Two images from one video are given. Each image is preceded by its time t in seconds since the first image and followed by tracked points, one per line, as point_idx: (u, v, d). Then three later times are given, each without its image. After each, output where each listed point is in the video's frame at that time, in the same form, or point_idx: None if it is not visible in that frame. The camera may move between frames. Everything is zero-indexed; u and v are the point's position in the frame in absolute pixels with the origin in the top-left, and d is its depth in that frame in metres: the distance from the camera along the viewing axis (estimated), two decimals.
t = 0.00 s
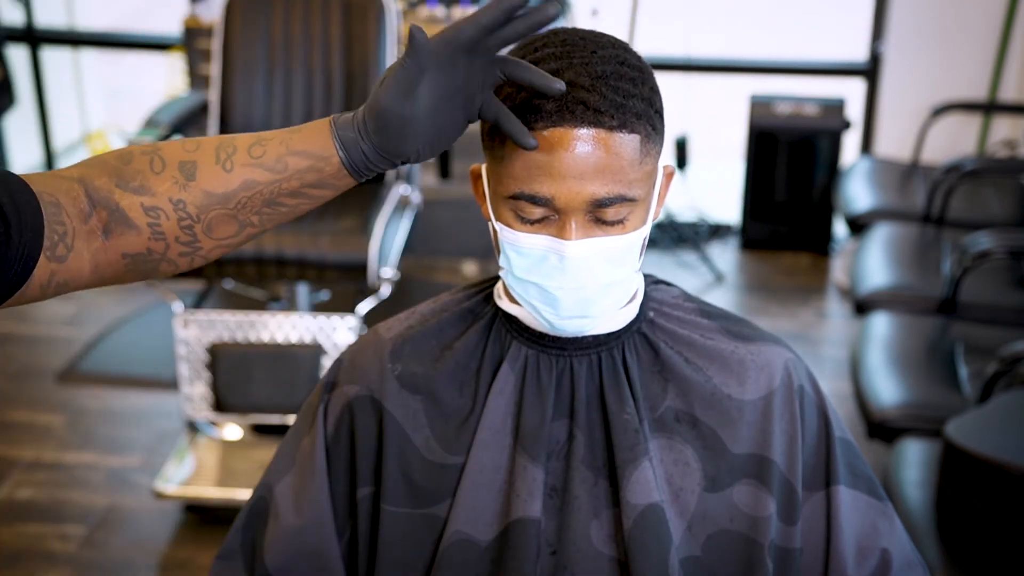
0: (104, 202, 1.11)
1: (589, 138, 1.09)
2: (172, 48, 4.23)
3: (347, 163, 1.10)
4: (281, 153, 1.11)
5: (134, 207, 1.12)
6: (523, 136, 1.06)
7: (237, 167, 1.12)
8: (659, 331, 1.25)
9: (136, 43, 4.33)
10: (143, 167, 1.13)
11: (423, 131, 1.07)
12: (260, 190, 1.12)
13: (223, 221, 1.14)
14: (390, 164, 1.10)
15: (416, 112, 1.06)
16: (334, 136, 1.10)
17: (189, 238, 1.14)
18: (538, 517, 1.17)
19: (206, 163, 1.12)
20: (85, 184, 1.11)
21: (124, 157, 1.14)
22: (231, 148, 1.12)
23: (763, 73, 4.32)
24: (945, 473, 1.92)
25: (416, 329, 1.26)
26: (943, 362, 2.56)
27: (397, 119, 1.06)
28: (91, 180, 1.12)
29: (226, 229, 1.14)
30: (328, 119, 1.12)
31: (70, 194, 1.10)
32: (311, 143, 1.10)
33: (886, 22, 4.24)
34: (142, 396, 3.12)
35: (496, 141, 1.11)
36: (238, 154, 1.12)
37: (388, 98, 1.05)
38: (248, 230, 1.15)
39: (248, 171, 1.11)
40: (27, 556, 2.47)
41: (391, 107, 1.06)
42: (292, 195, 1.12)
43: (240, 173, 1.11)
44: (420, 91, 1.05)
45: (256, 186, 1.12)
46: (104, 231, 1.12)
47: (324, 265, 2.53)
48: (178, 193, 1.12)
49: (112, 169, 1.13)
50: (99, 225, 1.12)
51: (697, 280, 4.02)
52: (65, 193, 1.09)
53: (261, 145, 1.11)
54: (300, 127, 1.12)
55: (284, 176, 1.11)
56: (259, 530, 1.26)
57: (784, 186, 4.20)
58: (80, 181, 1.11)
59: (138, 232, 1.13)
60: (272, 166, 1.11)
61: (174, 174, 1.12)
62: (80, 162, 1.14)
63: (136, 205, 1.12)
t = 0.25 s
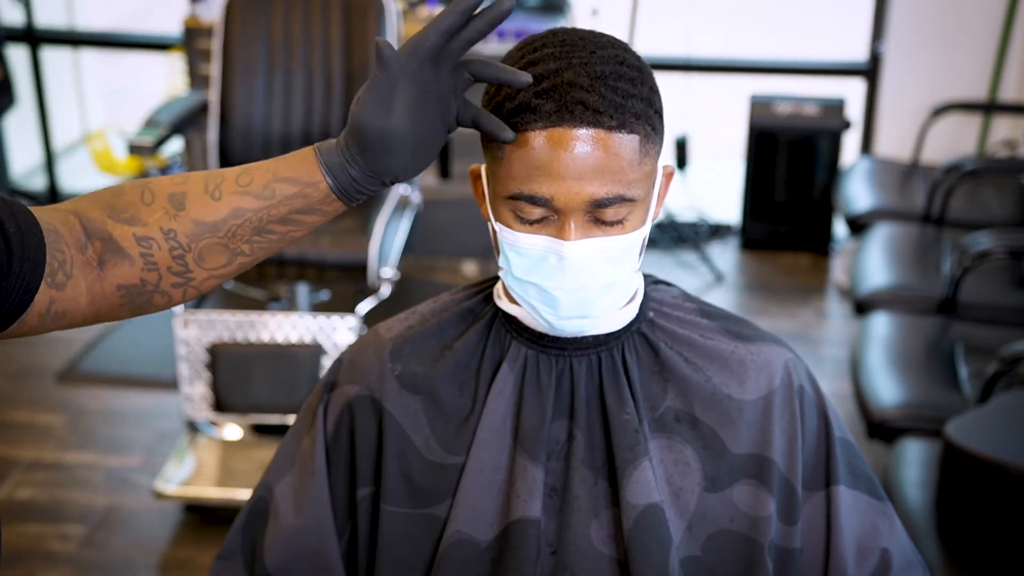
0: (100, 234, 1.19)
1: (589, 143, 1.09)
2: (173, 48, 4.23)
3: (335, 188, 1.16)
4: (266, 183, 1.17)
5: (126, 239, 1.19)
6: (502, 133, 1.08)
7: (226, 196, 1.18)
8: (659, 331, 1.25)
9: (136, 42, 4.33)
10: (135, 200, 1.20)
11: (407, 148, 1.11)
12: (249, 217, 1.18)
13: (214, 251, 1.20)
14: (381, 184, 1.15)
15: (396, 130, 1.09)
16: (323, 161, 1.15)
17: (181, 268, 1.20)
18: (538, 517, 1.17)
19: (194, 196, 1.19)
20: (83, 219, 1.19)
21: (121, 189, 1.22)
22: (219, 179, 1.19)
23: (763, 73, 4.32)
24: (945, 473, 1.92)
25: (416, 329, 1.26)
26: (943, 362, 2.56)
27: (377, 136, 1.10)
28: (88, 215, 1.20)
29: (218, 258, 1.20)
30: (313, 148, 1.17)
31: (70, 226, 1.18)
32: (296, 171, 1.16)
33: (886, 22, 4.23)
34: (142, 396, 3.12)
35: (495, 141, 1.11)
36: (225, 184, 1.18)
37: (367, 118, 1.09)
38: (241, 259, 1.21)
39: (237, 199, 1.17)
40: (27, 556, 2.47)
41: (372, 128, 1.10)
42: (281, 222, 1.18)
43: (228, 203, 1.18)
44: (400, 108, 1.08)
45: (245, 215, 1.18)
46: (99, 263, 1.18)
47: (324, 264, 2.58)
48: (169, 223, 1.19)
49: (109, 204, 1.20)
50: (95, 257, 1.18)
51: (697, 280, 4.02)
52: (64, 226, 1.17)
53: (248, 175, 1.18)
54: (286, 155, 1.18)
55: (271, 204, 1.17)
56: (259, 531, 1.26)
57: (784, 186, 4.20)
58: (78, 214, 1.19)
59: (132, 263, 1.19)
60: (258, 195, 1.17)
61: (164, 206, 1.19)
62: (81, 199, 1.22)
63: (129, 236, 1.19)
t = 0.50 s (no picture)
0: (102, 249, 1.19)
1: (591, 144, 1.09)
2: (173, 48, 4.23)
3: (336, 204, 1.18)
4: (266, 198, 1.19)
5: (128, 253, 1.20)
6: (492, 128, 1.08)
7: (226, 212, 1.20)
8: (660, 331, 1.25)
9: (136, 43, 4.32)
10: (136, 216, 1.21)
11: (403, 158, 1.13)
12: (249, 233, 1.20)
13: (215, 267, 1.21)
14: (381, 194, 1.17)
15: (395, 140, 1.11)
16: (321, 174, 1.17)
17: (183, 283, 1.22)
18: (538, 517, 1.17)
19: (195, 212, 1.21)
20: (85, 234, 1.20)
21: (121, 207, 1.23)
22: (220, 195, 1.21)
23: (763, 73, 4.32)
24: (945, 473, 1.92)
25: (417, 329, 1.26)
26: (943, 362, 2.56)
27: (376, 146, 1.12)
28: (90, 230, 1.21)
29: (219, 274, 1.22)
30: (312, 163, 1.19)
31: (74, 241, 1.18)
32: (294, 187, 1.19)
33: (886, 22, 4.23)
34: (143, 396, 3.12)
35: (496, 141, 1.12)
36: (226, 201, 1.20)
37: (363, 129, 1.11)
38: (241, 274, 1.23)
39: (237, 215, 1.20)
40: (27, 556, 2.46)
41: (368, 139, 1.11)
42: (280, 237, 1.20)
43: (229, 218, 1.20)
44: (392, 118, 1.10)
45: (246, 230, 1.20)
46: (101, 277, 1.19)
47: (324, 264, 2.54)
48: (170, 238, 1.20)
49: (110, 220, 1.21)
50: (98, 271, 1.19)
51: (697, 280, 4.02)
52: (67, 239, 1.18)
53: (248, 191, 1.20)
54: (286, 173, 1.21)
55: (271, 219, 1.19)
56: (259, 531, 1.26)
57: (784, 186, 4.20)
58: (82, 229, 1.20)
59: (133, 278, 1.20)
60: (258, 211, 1.19)
61: (165, 221, 1.21)
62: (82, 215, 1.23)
63: (130, 252, 1.20)
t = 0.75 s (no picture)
0: (99, 254, 1.19)
1: (589, 146, 1.09)
2: (173, 48, 4.24)
3: (336, 222, 1.19)
4: (265, 211, 1.19)
5: (125, 259, 1.19)
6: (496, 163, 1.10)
7: (225, 224, 1.20)
8: (659, 331, 1.25)
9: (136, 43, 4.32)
10: (135, 222, 1.21)
11: (409, 182, 1.14)
12: (247, 246, 1.20)
13: (211, 277, 1.21)
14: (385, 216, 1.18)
15: (403, 166, 1.12)
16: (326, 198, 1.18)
17: (178, 293, 1.21)
18: (538, 517, 1.17)
19: (194, 221, 1.20)
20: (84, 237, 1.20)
21: (120, 209, 1.23)
22: (220, 206, 1.21)
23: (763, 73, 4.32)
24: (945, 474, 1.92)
25: (416, 329, 1.26)
26: (943, 362, 2.56)
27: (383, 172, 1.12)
28: (89, 233, 1.20)
29: (214, 284, 1.21)
30: (313, 179, 1.20)
31: (72, 243, 1.18)
32: (295, 202, 1.19)
33: (886, 22, 4.23)
34: (143, 396, 3.12)
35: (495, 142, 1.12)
36: (225, 212, 1.20)
37: (370, 153, 1.11)
38: (236, 285, 1.22)
39: (236, 227, 1.19)
40: (27, 556, 2.46)
41: (375, 164, 1.12)
42: (278, 252, 1.20)
43: (227, 230, 1.19)
44: (399, 146, 1.11)
45: (244, 243, 1.20)
46: (97, 280, 1.19)
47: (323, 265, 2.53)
48: (167, 246, 1.20)
49: (109, 223, 1.21)
50: (94, 274, 1.19)
51: (697, 280, 4.02)
52: (65, 241, 1.18)
53: (248, 203, 1.20)
54: (286, 188, 1.20)
55: (270, 233, 1.19)
56: (258, 531, 1.25)
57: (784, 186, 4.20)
58: (80, 233, 1.20)
59: (129, 284, 1.20)
60: (257, 224, 1.19)
61: (163, 229, 1.20)
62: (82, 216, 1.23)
63: (127, 258, 1.20)
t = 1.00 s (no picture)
0: (97, 246, 1.19)
1: (589, 145, 1.09)
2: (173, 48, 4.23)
3: (334, 215, 1.19)
4: (263, 204, 1.19)
5: (123, 251, 1.19)
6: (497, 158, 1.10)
7: (223, 216, 1.20)
8: (659, 331, 1.25)
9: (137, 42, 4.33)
10: (133, 213, 1.21)
11: (407, 175, 1.14)
12: (246, 238, 1.20)
13: (209, 269, 1.21)
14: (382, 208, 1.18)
15: (403, 158, 1.12)
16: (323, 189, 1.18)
17: (177, 285, 1.21)
18: (538, 517, 1.17)
19: (192, 213, 1.20)
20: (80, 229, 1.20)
21: (117, 200, 1.23)
22: (218, 197, 1.20)
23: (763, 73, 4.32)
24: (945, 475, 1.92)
25: (416, 330, 1.26)
26: (943, 362, 2.56)
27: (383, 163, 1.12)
28: (85, 226, 1.20)
29: (212, 277, 1.22)
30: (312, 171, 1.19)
31: (69, 236, 1.18)
32: (293, 194, 1.19)
33: (886, 22, 4.23)
34: (143, 396, 3.12)
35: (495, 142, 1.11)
36: (224, 204, 1.20)
37: (370, 146, 1.11)
38: (235, 277, 1.23)
39: (234, 221, 1.20)
40: (27, 556, 2.46)
41: (375, 156, 1.12)
42: (277, 244, 1.20)
43: (226, 223, 1.20)
44: (400, 138, 1.11)
45: (243, 235, 1.20)
46: (95, 273, 1.19)
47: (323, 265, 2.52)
48: (165, 238, 1.20)
49: (107, 215, 1.21)
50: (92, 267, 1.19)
51: (697, 280, 4.02)
52: (62, 235, 1.18)
53: (246, 195, 1.20)
54: (285, 179, 1.20)
55: (268, 226, 1.19)
56: (258, 531, 1.25)
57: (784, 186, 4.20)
58: (77, 225, 1.20)
59: (126, 277, 1.20)
60: (255, 216, 1.19)
61: (162, 221, 1.20)
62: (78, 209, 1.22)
63: (126, 250, 1.20)
